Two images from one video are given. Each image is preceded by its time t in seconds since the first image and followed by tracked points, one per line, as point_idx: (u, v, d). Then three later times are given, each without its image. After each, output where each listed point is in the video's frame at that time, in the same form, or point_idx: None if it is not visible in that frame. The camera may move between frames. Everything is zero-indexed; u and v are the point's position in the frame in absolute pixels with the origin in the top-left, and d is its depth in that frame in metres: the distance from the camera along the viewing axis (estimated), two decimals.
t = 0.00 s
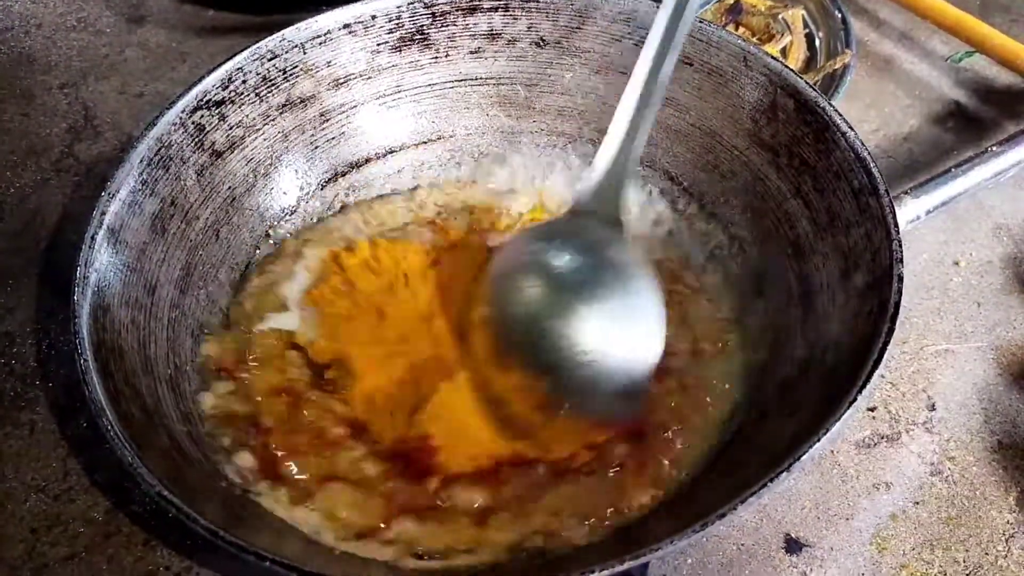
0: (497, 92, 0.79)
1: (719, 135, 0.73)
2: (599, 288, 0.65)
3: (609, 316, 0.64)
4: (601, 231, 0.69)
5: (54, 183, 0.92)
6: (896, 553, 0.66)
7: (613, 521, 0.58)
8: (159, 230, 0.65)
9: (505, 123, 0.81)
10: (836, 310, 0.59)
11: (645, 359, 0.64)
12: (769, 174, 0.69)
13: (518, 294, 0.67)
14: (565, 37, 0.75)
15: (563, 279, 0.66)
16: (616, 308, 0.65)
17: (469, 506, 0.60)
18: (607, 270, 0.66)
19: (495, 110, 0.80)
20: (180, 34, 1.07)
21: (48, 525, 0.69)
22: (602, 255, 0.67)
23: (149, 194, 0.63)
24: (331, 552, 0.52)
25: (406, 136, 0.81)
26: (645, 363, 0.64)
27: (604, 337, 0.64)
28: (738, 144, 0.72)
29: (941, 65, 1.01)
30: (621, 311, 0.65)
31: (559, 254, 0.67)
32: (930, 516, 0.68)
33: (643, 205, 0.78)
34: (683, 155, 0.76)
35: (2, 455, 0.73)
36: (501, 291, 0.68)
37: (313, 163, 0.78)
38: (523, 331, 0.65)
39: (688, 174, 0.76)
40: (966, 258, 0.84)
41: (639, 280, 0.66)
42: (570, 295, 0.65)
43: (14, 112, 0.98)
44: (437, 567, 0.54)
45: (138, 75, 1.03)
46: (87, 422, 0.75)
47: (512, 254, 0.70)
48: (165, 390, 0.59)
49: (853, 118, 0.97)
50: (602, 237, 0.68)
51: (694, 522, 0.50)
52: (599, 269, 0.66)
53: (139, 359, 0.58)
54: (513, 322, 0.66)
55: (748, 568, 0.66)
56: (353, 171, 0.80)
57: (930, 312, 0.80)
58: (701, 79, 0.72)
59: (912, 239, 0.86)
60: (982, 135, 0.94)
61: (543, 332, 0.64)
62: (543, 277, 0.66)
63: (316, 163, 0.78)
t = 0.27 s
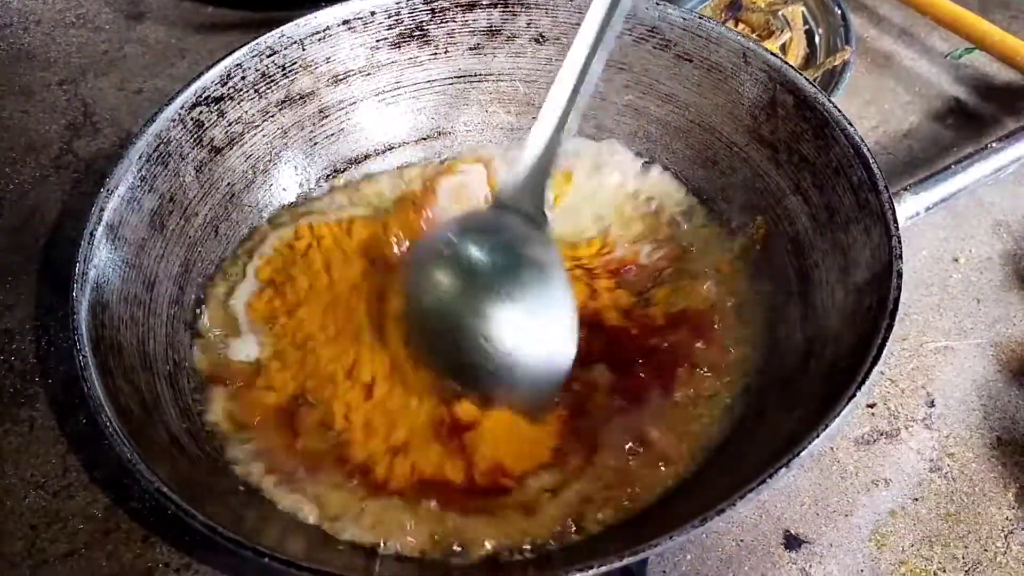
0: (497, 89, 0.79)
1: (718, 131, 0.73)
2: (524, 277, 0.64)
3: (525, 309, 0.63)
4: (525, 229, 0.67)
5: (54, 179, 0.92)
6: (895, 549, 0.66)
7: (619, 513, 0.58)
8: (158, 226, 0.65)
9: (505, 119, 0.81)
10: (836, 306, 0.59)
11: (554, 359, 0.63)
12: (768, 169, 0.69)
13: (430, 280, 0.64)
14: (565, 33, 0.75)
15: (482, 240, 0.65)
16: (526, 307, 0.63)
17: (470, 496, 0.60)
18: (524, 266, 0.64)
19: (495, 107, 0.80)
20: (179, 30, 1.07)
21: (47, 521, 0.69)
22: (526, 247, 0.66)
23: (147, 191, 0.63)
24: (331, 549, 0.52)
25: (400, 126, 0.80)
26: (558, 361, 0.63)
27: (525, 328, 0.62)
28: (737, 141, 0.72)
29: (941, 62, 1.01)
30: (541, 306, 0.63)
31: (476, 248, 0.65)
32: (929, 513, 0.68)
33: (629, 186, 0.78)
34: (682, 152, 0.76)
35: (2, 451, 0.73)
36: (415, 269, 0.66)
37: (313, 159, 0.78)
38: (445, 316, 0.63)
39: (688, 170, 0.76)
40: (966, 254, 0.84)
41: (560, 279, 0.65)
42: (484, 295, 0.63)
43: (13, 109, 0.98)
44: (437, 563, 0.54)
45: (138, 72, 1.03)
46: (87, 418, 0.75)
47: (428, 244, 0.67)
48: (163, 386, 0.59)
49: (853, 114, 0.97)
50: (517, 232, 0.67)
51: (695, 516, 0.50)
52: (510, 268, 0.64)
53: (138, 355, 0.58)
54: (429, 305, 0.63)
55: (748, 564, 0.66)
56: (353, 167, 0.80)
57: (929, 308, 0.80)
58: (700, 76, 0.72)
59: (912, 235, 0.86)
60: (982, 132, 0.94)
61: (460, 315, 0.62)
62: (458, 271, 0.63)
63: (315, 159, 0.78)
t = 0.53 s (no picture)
0: (495, 86, 0.79)
1: (717, 129, 0.73)
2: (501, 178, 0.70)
3: (514, 209, 0.69)
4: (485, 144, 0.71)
5: (52, 177, 0.91)
6: (894, 547, 0.66)
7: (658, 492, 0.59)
8: (156, 224, 0.64)
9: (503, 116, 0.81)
10: (835, 304, 0.59)
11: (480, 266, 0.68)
12: (767, 167, 0.69)
13: (432, 181, 0.71)
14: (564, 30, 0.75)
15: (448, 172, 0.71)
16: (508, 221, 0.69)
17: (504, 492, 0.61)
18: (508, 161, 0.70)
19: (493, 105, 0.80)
20: (178, 27, 1.07)
21: (45, 519, 0.69)
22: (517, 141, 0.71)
23: (146, 188, 0.63)
24: (329, 547, 0.52)
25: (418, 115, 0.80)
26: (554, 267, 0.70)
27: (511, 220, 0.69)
28: (737, 138, 0.71)
29: (941, 59, 1.01)
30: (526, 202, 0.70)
31: (477, 141, 0.71)
32: (928, 511, 0.68)
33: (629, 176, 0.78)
34: (682, 149, 0.76)
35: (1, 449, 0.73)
36: (425, 174, 0.72)
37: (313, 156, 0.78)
38: (426, 231, 0.69)
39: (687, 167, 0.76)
40: (965, 252, 0.84)
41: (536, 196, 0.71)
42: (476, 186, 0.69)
43: (11, 107, 0.98)
44: (435, 559, 0.54)
45: (136, 69, 1.03)
46: (85, 416, 0.75)
47: (429, 158, 0.72)
48: (161, 383, 0.59)
49: (853, 112, 0.96)
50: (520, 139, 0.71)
51: (694, 514, 0.50)
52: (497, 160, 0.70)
53: (136, 353, 0.58)
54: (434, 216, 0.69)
55: (746, 562, 0.66)
56: (353, 163, 0.81)
57: (928, 305, 0.80)
58: (699, 73, 0.72)
59: (912, 233, 0.86)
60: (982, 129, 0.94)
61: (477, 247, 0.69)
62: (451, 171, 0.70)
63: (316, 156, 0.78)
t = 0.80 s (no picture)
0: (495, 85, 0.80)
1: (717, 129, 0.73)
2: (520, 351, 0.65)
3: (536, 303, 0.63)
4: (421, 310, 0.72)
5: (52, 176, 0.91)
6: (894, 545, 0.66)
7: (674, 475, 0.59)
8: (156, 222, 0.64)
9: (503, 116, 0.82)
10: (835, 302, 0.59)
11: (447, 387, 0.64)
12: (767, 166, 0.69)
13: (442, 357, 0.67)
14: (564, 29, 0.75)
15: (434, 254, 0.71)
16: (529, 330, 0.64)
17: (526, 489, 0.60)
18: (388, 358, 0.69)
19: (494, 103, 0.81)
20: (178, 26, 1.07)
21: (45, 518, 0.69)
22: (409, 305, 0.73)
23: (146, 187, 0.63)
24: (330, 545, 0.52)
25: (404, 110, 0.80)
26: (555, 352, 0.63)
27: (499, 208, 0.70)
28: (737, 137, 0.71)
29: (941, 58, 1.01)
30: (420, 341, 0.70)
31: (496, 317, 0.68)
32: (928, 509, 0.68)
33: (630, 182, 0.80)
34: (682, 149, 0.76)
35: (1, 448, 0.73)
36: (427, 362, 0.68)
37: (312, 155, 0.78)
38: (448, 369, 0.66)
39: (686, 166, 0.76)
40: (965, 251, 0.84)
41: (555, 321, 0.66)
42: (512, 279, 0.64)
43: (12, 106, 0.98)
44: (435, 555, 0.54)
45: (136, 68, 1.03)
46: (85, 415, 0.75)
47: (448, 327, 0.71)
48: (161, 382, 0.59)
49: (852, 110, 0.97)
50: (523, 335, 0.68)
51: (694, 512, 0.50)
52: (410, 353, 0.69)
53: (137, 352, 0.58)
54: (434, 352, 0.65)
55: (746, 561, 0.66)
56: (353, 162, 0.81)
57: (928, 304, 0.80)
58: (699, 72, 0.72)
59: (911, 232, 0.86)
60: (981, 128, 0.94)
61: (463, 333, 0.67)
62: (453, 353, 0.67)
63: (315, 155, 0.78)
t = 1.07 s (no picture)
0: (495, 83, 0.80)
1: (718, 127, 0.73)
2: (643, 229, 0.64)
3: (644, 248, 0.64)
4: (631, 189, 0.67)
5: (52, 174, 0.91)
6: (893, 544, 0.66)
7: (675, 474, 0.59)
8: (156, 220, 0.65)
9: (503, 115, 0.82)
10: (835, 301, 0.59)
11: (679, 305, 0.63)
12: (767, 164, 0.69)
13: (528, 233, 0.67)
14: (564, 27, 0.75)
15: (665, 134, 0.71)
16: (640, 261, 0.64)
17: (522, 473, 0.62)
18: (641, 231, 0.64)
19: (492, 102, 0.81)
20: (178, 25, 1.07)
21: (45, 516, 0.69)
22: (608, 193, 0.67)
23: (146, 185, 0.63)
24: (329, 542, 0.52)
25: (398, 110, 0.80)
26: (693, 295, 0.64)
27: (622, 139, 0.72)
28: (736, 136, 0.72)
29: (941, 56, 1.01)
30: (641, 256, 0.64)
31: (572, 202, 0.66)
32: (928, 508, 0.68)
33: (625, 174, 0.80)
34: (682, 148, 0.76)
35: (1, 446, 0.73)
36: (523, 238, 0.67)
37: (312, 153, 0.78)
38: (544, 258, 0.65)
39: (686, 164, 0.76)
40: (965, 249, 0.84)
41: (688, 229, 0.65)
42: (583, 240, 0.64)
43: (11, 104, 0.98)
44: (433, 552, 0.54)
45: (136, 66, 1.02)
46: (85, 413, 0.75)
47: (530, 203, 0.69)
48: (160, 380, 0.59)
49: (852, 109, 0.97)
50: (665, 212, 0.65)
51: (692, 511, 0.50)
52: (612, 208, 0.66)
53: (137, 350, 0.58)
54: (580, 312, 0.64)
55: (745, 559, 0.66)
56: (353, 160, 0.81)
57: (928, 302, 0.80)
58: (700, 70, 0.72)
59: (911, 230, 0.86)
60: (981, 126, 0.94)
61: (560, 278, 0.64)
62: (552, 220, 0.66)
63: (314, 153, 0.78)
